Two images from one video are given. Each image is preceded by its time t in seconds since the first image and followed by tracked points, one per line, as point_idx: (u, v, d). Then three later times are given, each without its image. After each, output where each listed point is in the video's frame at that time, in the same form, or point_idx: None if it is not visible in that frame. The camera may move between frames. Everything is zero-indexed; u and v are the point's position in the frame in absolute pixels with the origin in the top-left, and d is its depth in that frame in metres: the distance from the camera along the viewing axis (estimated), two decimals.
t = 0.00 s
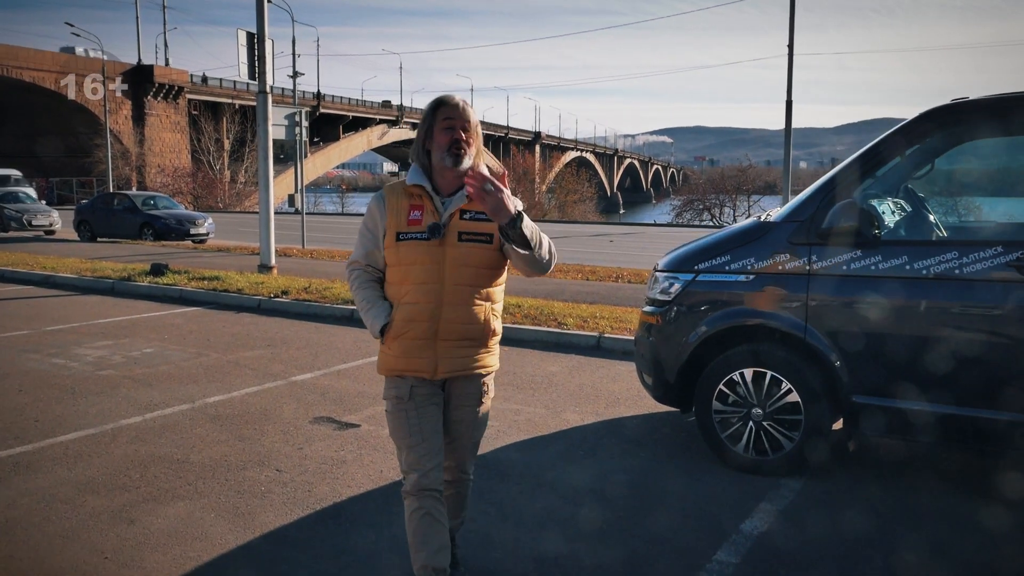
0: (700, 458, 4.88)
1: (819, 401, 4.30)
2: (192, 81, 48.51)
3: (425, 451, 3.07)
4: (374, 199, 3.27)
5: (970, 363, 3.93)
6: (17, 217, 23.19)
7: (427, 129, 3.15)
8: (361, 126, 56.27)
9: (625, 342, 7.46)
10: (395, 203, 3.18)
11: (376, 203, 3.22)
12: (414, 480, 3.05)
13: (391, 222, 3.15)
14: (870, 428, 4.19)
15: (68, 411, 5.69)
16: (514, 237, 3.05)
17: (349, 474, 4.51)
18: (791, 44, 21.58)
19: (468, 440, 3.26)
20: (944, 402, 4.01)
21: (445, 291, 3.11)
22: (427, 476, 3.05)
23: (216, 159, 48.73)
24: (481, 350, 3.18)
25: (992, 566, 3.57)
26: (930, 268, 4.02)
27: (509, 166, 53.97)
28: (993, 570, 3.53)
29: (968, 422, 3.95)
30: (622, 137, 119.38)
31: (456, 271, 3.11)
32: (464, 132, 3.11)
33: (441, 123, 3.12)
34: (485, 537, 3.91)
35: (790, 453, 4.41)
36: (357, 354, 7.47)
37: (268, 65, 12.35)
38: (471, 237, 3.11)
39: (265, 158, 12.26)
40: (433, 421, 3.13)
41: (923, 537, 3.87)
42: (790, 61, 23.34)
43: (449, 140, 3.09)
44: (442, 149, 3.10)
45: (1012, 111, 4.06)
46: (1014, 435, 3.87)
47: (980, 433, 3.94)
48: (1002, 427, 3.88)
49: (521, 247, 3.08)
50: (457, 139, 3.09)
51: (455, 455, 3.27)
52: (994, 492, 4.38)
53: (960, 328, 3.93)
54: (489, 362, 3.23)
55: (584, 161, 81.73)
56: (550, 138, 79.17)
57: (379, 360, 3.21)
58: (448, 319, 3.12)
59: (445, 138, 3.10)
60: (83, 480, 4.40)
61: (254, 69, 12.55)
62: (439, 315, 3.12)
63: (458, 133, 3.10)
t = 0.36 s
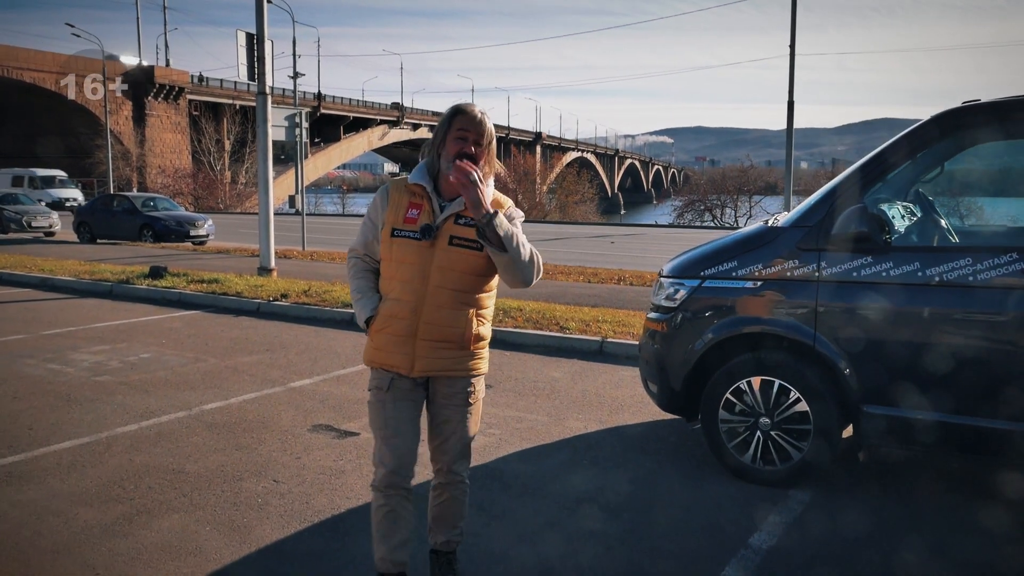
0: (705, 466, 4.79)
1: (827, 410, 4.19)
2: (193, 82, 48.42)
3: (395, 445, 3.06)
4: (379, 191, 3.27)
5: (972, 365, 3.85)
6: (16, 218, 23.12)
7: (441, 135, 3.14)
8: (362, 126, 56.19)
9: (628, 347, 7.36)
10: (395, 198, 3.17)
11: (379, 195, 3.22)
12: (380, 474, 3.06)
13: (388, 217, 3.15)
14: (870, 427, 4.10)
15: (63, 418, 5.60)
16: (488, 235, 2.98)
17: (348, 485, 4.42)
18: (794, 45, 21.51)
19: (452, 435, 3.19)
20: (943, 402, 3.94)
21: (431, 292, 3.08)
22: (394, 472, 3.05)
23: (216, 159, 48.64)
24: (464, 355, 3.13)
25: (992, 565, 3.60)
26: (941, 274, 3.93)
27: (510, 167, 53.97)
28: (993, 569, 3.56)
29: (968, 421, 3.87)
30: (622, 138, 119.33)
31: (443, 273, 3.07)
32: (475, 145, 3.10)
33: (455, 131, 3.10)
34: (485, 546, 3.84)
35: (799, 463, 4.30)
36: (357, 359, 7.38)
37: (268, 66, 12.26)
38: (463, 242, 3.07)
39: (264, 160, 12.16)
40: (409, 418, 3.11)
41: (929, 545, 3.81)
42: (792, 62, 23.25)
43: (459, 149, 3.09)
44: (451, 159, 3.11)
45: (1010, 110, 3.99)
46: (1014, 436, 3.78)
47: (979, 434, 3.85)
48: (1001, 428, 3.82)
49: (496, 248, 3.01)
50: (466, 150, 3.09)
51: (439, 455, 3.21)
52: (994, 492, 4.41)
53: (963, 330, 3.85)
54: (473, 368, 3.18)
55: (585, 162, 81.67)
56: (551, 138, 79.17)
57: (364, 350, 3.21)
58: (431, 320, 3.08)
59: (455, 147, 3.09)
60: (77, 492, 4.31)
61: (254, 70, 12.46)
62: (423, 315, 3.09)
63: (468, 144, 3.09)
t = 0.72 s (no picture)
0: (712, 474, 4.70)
1: (838, 418, 4.11)
2: (194, 83, 48.37)
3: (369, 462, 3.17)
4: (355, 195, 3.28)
5: (973, 366, 3.77)
6: (16, 219, 23.05)
7: (423, 138, 3.13)
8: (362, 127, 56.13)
9: (631, 352, 7.28)
10: (375, 202, 3.19)
11: (356, 200, 3.23)
12: (349, 484, 3.23)
13: (370, 220, 3.16)
14: (872, 426, 4.03)
15: (58, 425, 5.52)
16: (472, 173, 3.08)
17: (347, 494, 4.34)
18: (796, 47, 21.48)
19: (437, 448, 3.17)
20: (943, 401, 3.86)
21: (419, 293, 3.11)
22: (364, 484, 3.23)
23: (217, 160, 48.57)
24: (456, 352, 3.16)
25: (991, 565, 3.60)
26: (954, 280, 3.83)
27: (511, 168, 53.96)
28: (993, 568, 3.57)
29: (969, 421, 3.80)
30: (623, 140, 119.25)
31: (431, 273, 3.10)
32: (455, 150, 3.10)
33: (436, 136, 3.11)
34: (487, 554, 3.77)
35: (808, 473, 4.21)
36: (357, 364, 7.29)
37: (268, 67, 12.18)
38: (448, 239, 3.12)
39: (264, 162, 12.08)
40: (387, 437, 3.19)
41: (933, 550, 3.75)
42: (794, 63, 23.20)
43: (439, 157, 3.10)
44: (430, 164, 3.12)
45: (1014, 112, 3.92)
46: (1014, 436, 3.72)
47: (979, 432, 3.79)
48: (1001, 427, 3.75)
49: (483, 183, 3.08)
50: (447, 157, 3.10)
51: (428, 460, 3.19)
52: (993, 492, 4.41)
53: (969, 333, 3.77)
54: (465, 366, 3.21)
55: (586, 163, 81.61)
56: (552, 139, 79.16)
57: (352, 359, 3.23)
58: (421, 320, 3.12)
59: (435, 153, 3.10)
60: (71, 502, 4.22)
61: (254, 71, 12.37)
62: (412, 316, 3.12)
63: (450, 151, 3.10)
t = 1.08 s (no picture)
0: (720, 486, 4.59)
1: (853, 429, 4.00)
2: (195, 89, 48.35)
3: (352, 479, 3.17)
4: (299, 212, 3.24)
5: (974, 367, 3.69)
6: (16, 224, 22.96)
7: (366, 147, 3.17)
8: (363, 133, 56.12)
9: (636, 360, 7.17)
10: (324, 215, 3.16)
11: (303, 216, 3.19)
12: (337, 500, 3.20)
13: (322, 234, 3.15)
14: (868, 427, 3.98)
15: (52, 435, 5.40)
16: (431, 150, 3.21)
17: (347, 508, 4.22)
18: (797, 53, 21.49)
19: (416, 457, 3.14)
20: (943, 401, 3.78)
21: (385, 299, 3.13)
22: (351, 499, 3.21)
23: (218, 166, 48.53)
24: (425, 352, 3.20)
25: (991, 565, 3.61)
26: (972, 289, 3.72)
27: (511, 173, 53.93)
28: (993, 569, 3.57)
29: (968, 422, 3.73)
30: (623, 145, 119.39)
31: (394, 277, 3.13)
32: (397, 155, 3.12)
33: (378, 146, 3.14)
34: (490, 565, 3.69)
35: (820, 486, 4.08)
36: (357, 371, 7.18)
37: (268, 72, 12.09)
38: (407, 240, 3.16)
39: (264, 167, 11.98)
40: (368, 446, 3.18)
41: (942, 559, 3.68)
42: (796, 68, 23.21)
43: (380, 166, 3.13)
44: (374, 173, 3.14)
45: (1014, 114, 3.86)
46: (1014, 436, 3.65)
47: (977, 433, 3.72)
48: (1002, 427, 3.67)
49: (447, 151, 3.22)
50: (388, 165, 3.13)
51: (408, 476, 3.17)
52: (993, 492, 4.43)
53: (975, 337, 3.68)
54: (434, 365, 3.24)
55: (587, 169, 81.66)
56: (552, 145, 79.15)
57: (320, 380, 3.18)
58: (390, 325, 3.13)
59: (377, 162, 3.13)
60: (63, 515, 4.11)
61: (253, 76, 12.28)
62: (381, 322, 3.13)
63: (390, 157, 3.12)
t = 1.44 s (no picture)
0: (728, 498, 4.49)
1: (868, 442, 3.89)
2: (196, 92, 48.34)
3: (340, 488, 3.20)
4: (264, 222, 3.25)
5: (977, 368, 3.62)
6: (16, 229, 22.88)
7: (325, 155, 3.24)
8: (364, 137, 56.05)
9: (640, 368, 7.06)
10: (294, 224, 3.21)
11: (270, 226, 3.21)
12: (328, 512, 3.21)
13: (294, 243, 3.19)
14: (867, 430, 3.89)
15: (47, 445, 5.31)
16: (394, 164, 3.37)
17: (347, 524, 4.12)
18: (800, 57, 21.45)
19: (399, 460, 3.25)
20: (944, 401, 3.72)
21: (363, 305, 3.21)
22: (341, 509, 3.23)
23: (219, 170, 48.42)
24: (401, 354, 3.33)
25: (992, 566, 3.64)
26: (990, 299, 3.62)
27: (512, 177, 53.82)
28: (994, 570, 3.60)
29: (969, 422, 3.67)
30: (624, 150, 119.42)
31: (371, 283, 3.22)
32: (360, 162, 3.22)
33: (339, 153, 3.22)
34: None
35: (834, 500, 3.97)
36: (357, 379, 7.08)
37: (268, 76, 12.01)
38: (380, 246, 3.27)
39: (264, 172, 11.87)
40: (353, 452, 3.24)
41: (943, 560, 3.70)
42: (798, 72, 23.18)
43: (345, 173, 3.22)
44: (339, 181, 3.23)
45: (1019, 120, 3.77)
46: (1014, 435, 3.59)
47: (977, 433, 3.67)
48: (1002, 428, 3.61)
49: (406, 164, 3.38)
50: (352, 172, 3.22)
51: (391, 479, 3.28)
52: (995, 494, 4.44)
53: (984, 340, 3.60)
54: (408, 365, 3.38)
55: (588, 172, 81.65)
56: (553, 149, 79.04)
57: (299, 393, 3.21)
58: (369, 330, 3.23)
59: (342, 170, 3.22)
60: (57, 531, 4.00)
61: (254, 80, 12.20)
62: (361, 329, 3.21)
63: (354, 165, 3.22)
